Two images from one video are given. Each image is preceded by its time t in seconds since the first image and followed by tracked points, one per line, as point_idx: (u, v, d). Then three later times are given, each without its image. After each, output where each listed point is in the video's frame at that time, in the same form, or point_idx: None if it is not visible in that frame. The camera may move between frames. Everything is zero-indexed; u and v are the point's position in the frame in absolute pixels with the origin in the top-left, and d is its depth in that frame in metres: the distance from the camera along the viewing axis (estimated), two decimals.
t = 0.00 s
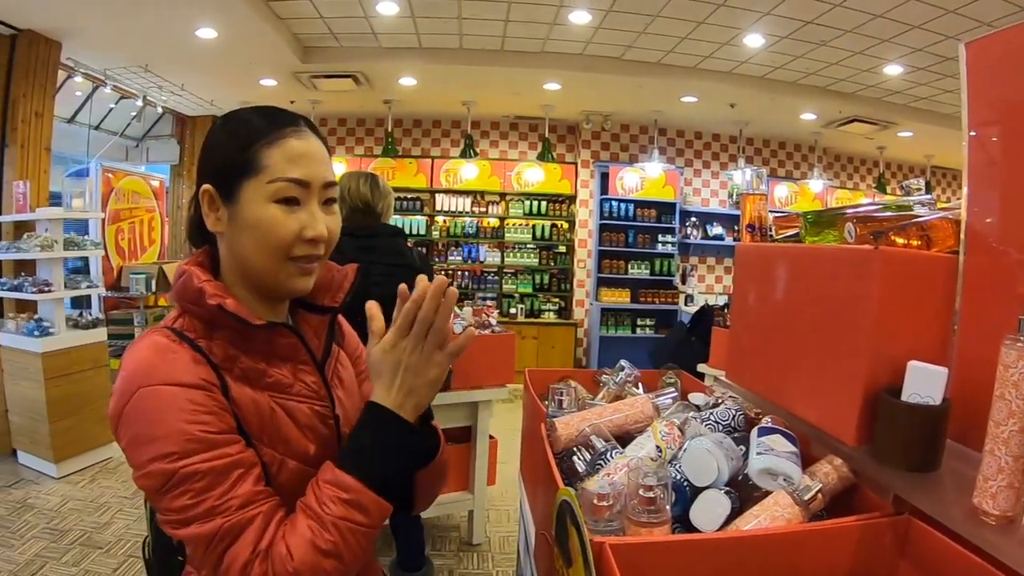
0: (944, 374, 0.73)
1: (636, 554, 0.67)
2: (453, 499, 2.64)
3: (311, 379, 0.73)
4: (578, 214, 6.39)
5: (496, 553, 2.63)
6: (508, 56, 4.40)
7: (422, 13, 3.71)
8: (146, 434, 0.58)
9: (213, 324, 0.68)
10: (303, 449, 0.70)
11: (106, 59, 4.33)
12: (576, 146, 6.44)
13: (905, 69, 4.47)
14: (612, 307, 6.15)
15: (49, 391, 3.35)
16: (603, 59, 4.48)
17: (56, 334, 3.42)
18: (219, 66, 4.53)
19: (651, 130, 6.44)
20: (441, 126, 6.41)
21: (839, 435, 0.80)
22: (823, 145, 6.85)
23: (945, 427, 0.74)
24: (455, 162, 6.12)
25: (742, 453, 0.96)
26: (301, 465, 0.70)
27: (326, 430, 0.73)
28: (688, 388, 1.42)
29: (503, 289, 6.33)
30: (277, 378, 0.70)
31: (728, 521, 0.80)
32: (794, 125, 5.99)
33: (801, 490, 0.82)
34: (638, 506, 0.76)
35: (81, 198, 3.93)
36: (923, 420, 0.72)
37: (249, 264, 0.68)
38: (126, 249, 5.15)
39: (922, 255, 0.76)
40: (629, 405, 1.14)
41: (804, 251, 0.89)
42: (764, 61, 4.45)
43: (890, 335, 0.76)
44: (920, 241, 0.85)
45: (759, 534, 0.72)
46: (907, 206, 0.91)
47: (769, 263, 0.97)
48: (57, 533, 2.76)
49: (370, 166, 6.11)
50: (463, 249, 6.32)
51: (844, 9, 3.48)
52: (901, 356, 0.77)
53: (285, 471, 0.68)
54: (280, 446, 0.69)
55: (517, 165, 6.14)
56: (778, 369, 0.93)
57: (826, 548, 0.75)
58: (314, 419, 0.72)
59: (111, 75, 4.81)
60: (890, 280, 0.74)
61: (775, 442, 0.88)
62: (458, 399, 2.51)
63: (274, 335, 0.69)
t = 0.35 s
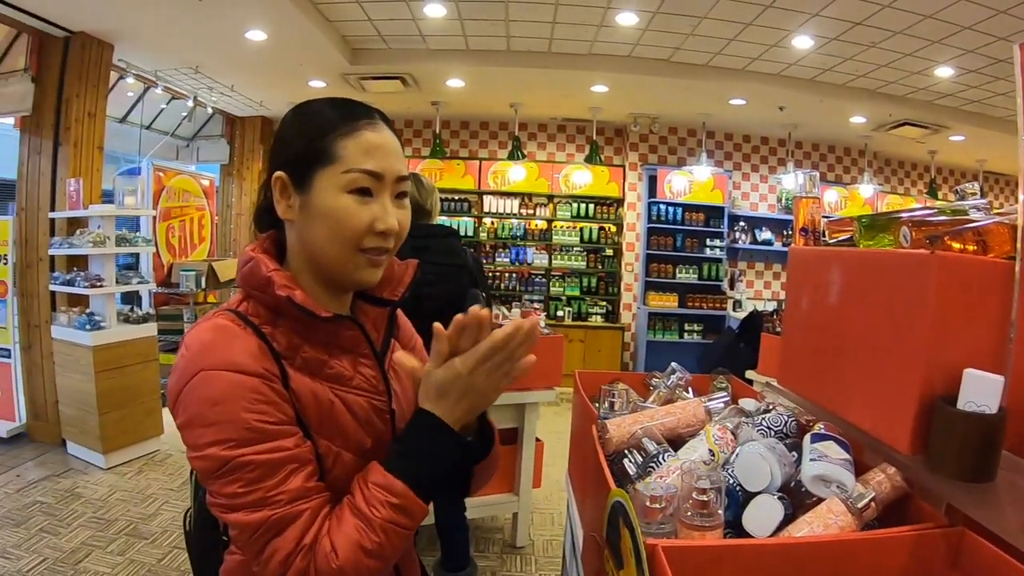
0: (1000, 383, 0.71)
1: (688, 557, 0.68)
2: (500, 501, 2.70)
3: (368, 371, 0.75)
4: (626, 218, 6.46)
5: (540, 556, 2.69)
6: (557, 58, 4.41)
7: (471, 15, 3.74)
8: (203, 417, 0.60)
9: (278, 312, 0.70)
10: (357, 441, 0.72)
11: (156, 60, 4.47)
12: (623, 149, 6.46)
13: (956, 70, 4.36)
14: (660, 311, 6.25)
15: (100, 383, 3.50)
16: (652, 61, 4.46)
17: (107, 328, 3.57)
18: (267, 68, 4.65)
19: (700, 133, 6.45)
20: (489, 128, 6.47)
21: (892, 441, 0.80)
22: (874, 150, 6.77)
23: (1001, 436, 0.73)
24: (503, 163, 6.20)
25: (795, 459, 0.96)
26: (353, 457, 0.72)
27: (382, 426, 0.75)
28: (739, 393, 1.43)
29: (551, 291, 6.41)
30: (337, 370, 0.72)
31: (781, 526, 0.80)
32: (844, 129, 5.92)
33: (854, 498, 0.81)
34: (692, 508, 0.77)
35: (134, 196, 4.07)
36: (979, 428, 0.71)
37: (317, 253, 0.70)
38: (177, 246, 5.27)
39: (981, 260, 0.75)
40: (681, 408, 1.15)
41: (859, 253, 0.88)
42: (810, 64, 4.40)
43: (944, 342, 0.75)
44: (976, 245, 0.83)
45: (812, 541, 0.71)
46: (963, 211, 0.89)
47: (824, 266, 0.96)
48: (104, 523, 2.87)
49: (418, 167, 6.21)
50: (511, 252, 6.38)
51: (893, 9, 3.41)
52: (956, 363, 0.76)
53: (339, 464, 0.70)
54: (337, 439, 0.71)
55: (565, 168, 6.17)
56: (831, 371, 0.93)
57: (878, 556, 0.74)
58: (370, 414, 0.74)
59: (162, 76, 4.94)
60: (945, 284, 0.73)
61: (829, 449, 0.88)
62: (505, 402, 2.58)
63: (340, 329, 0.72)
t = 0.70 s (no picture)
0: None
1: (738, 565, 0.68)
2: (532, 501, 2.71)
3: (427, 377, 0.76)
4: (663, 221, 6.45)
5: (572, 556, 2.69)
6: (597, 60, 4.41)
7: (510, 17, 3.76)
8: (274, 432, 0.60)
9: (338, 315, 0.71)
10: (420, 448, 0.73)
11: (196, 63, 4.58)
12: (661, 152, 6.45)
13: (999, 72, 4.25)
14: (695, 314, 6.22)
15: (138, 379, 3.59)
16: (690, 63, 4.43)
17: (146, 325, 3.67)
18: (307, 70, 4.73)
19: (738, 136, 6.38)
20: (526, 130, 6.50)
21: (938, 451, 0.79)
22: (914, 153, 6.64)
23: None
24: (541, 166, 6.24)
25: (841, 467, 0.94)
26: (416, 465, 0.73)
27: (440, 432, 0.76)
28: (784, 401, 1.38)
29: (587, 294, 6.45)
30: (398, 377, 0.73)
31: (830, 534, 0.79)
32: (882, 132, 5.81)
33: (901, 507, 0.80)
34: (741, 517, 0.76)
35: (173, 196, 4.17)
36: None
37: (376, 257, 0.71)
38: (215, 246, 5.43)
39: None
40: (728, 414, 1.13)
41: (909, 261, 0.87)
42: (849, 66, 4.33)
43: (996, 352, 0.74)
44: None
45: (860, 550, 0.70)
46: (1013, 218, 0.86)
47: (873, 273, 0.95)
48: (140, 515, 2.95)
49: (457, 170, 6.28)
50: (548, 254, 6.44)
51: (935, 10, 3.34)
52: (1004, 374, 0.74)
53: (405, 473, 0.71)
54: (401, 448, 0.71)
55: (602, 171, 6.25)
56: (879, 380, 0.92)
57: (924, 566, 0.73)
58: (432, 421, 0.75)
59: (201, 78, 5.06)
60: (998, 294, 0.72)
61: (875, 457, 0.86)
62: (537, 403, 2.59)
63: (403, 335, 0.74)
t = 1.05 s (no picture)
0: None
1: (772, 563, 0.67)
2: (553, 502, 2.72)
3: (463, 377, 0.76)
4: (685, 223, 6.41)
5: (591, 558, 2.70)
6: (621, 61, 4.41)
7: (535, 18, 3.77)
8: (310, 437, 0.61)
9: (376, 315, 0.72)
10: (460, 451, 0.74)
11: (222, 63, 4.66)
12: (683, 154, 6.44)
13: None
14: (716, 317, 6.20)
15: (162, 376, 3.66)
16: (714, 65, 4.40)
17: (171, 323, 3.73)
18: (331, 70, 4.78)
19: (761, 138, 6.33)
20: (549, 131, 6.50)
21: (970, 455, 0.78)
22: (938, 156, 6.56)
23: None
24: (564, 167, 6.25)
25: (872, 468, 0.93)
26: (455, 468, 0.73)
27: (479, 434, 0.75)
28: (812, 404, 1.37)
29: (608, 296, 6.46)
30: (435, 379, 0.73)
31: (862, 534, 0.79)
32: (907, 135, 5.74)
33: (933, 507, 0.80)
34: (775, 517, 0.76)
35: (198, 195, 4.24)
36: None
37: (418, 256, 0.73)
38: (240, 245, 5.53)
39: None
40: (758, 413, 1.12)
41: (938, 262, 0.86)
42: (876, 67, 4.28)
43: None
44: None
45: (890, 549, 0.70)
46: None
47: (901, 274, 0.93)
48: (163, 512, 3.01)
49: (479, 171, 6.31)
50: (570, 256, 6.44)
51: (963, 11, 3.29)
52: None
53: (445, 477, 0.72)
54: (439, 451, 0.72)
55: (625, 172, 6.23)
56: (909, 381, 0.90)
57: (954, 565, 0.72)
58: (472, 423, 0.75)
59: (227, 78, 5.14)
60: None
61: (906, 458, 0.86)
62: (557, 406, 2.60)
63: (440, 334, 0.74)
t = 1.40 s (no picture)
0: None
1: (748, 546, 0.72)
2: (561, 500, 2.75)
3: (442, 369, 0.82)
4: (697, 224, 6.41)
5: (600, 556, 2.73)
6: (630, 63, 4.45)
7: (543, 21, 3.82)
8: (285, 410, 0.67)
9: (354, 310, 0.79)
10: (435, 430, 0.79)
11: (235, 67, 4.76)
12: (695, 154, 6.44)
13: None
14: (728, 318, 6.21)
15: (177, 374, 3.75)
16: (722, 66, 4.43)
17: (186, 322, 3.82)
18: (343, 74, 4.87)
19: (772, 139, 6.32)
20: (561, 132, 6.55)
21: (946, 449, 0.81)
22: (950, 156, 6.52)
23: None
24: (575, 168, 6.29)
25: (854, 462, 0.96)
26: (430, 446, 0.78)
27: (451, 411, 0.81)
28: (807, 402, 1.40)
29: (620, 296, 6.50)
30: (412, 368, 0.79)
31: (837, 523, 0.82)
32: (918, 135, 5.72)
33: (906, 498, 0.82)
34: (752, 503, 0.80)
35: (213, 197, 4.34)
36: None
37: (413, 271, 0.78)
38: (253, 245, 5.63)
39: None
40: (748, 410, 1.17)
41: (922, 265, 0.89)
42: (883, 69, 4.28)
43: (1006, 353, 0.75)
44: None
45: (865, 537, 0.73)
46: None
47: (888, 276, 0.96)
48: (178, 508, 3.09)
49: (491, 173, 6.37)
50: (582, 256, 6.50)
51: (968, 13, 3.30)
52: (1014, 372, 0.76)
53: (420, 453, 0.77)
54: (413, 431, 0.78)
55: (636, 173, 6.27)
56: (892, 379, 0.93)
57: (928, 559, 0.75)
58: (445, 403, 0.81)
59: (241, 82, 5.24)
60: (1005, 297, 0.74)
61: (885, 452, 0.88)
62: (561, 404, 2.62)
63: (416, 328, 0.79)
